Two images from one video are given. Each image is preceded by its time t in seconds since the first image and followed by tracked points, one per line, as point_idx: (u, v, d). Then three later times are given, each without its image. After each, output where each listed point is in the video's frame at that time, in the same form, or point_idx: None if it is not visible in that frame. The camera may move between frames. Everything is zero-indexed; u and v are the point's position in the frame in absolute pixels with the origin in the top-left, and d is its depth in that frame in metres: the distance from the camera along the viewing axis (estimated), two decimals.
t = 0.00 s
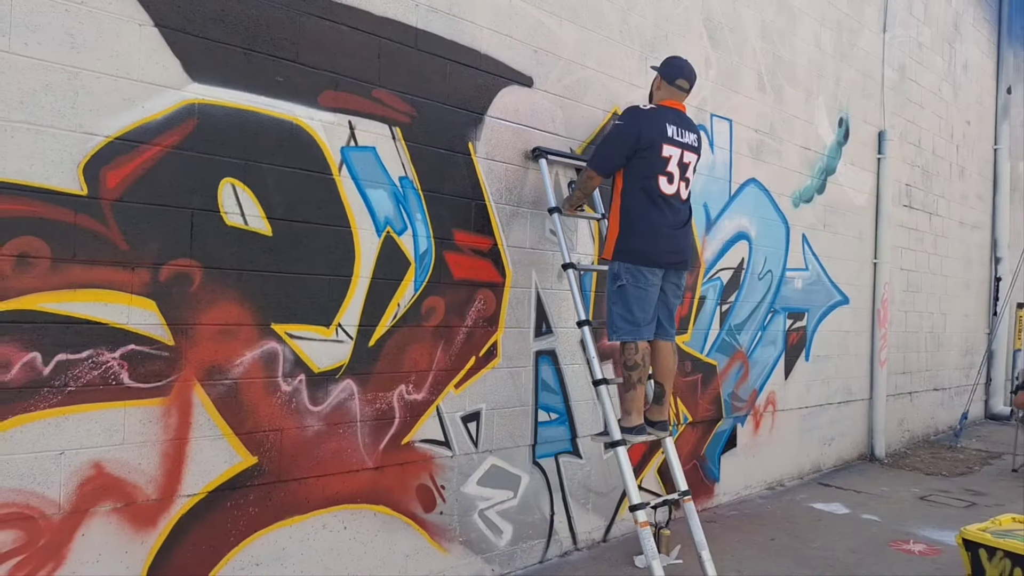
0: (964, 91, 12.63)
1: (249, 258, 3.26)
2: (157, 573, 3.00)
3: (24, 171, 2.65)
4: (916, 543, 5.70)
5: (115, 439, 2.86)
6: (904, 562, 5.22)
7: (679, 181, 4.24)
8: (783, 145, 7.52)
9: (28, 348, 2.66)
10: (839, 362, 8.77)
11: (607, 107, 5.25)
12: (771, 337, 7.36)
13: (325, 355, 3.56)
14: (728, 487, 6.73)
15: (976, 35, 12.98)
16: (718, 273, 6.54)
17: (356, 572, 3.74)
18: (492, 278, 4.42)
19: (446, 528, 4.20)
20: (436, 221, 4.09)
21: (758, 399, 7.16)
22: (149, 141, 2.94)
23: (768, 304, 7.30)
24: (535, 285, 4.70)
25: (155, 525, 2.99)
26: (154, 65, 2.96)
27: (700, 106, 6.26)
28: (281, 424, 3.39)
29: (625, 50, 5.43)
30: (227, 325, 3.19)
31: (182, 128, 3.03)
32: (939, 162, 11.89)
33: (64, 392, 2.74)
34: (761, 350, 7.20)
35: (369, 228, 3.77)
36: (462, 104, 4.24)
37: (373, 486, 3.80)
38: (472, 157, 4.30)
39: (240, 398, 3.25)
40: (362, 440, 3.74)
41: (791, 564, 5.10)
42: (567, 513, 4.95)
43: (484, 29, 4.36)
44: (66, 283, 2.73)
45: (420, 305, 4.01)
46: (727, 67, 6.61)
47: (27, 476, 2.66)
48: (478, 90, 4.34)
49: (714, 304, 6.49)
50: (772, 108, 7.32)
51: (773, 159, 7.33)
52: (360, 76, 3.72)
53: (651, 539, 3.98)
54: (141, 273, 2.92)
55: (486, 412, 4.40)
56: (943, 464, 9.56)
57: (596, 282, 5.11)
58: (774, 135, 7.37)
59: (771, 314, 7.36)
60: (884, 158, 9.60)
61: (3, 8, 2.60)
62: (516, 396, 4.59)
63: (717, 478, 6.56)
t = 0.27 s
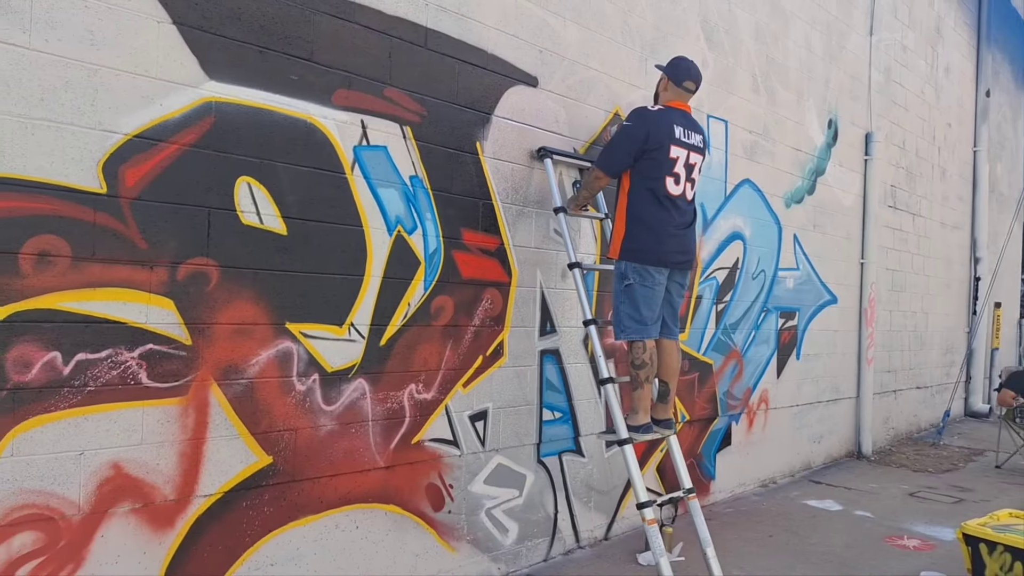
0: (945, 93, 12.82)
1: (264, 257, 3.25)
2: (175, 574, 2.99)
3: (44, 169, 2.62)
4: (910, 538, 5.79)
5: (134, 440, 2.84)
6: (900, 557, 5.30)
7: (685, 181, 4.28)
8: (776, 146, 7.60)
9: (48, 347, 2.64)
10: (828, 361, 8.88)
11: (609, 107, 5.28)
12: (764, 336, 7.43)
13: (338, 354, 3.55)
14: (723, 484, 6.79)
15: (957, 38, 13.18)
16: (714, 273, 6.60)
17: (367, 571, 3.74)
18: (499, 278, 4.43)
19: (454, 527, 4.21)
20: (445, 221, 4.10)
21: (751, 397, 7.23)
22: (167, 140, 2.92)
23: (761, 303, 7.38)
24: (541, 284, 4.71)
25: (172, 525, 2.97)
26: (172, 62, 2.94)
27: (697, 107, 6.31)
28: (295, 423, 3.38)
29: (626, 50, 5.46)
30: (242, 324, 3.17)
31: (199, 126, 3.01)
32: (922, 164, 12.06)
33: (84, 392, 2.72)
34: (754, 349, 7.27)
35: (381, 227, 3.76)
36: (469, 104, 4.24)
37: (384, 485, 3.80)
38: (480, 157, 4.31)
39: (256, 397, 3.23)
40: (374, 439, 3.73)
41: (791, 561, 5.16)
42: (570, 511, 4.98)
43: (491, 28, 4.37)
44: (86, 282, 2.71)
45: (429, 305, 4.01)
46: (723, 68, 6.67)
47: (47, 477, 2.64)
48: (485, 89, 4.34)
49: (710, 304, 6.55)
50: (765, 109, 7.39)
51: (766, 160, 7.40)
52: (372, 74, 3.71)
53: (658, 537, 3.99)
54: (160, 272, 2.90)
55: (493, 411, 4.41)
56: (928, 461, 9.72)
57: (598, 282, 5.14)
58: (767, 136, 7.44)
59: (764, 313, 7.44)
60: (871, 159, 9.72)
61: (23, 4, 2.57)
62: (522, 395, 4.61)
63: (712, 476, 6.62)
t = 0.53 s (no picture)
0: (925, 97, 13.02)
1: (276, 259, 3.23)
2: None
3: (60, 171, 2.59)
4: (902, 536, 5.88)
5: (148, 444, 2.82)
6: (893, 555, 5.39)
7: (688, 184, 4.31)
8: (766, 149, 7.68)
9: (65, 351, 2.61)
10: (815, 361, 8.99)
11: (608, 110, 5.31)
12: (755, 337, 7.51)
13: (348, 357, 3.54)
14: (716, 484, 6.85)
15: (936, 43, 13.39)
16: (707, 274, 6.66)
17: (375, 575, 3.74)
18: (503, 280, 4.45)
19: (459, 529, 4.21)
20: (451, 223, 4.10)
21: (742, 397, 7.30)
22: (182, 142, 2.90)
23: (752, 305, 7.45)
24: (542, 286, 4.73)
25: (186, 530, 2.95)
26: (186, 64, 2.92)
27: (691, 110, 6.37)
28: (306, 427, 3.37)
29: (624, 54, 5.50)
30: (255, 327, 3.16)
31: (213, 128, 2.99)
32: (903, 167, 12.25)
33: (100, 397, 2.69)
34: (746, 350, 7.34)
35: (389, 230, 3.76)
36: (474, 106, 4.25)
37: (392, 488, 3.80)
38: (484, 159, 4.32)
39: (267, 401, 3.22)
40: (382, 442, 3.73)
41: (787, 559, 5.21)
42: (571, 512, 5.00)
43: (494, 31, 4.38)
44: (102, 285, 2.68)
45: (436, 307, 4.02)
46: (716, 72, 6.73)
47: (63, 483, 2.61)
48: (489, 92, 4.35)
49: (703, 305, 6.61)
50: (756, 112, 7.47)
51: (756, 163, 7.48)
52: (380, 77, 3.71)
53: (663, 538, 3.97)
54: (174, 275, 2.88)
55: (497, 412, 4.42)
56: (911, 459, 9.87)
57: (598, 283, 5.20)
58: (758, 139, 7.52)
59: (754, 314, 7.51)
60: (855, 162, 9.86)
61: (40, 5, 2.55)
62: (524, 396, 4.62)
63: (705, 476, 6.68)
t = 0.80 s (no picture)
0: (902, 100, 13.20)
1: (280, 259, 3.18)
2: None
3: (65, 169, 2.53)
4: (890, 534, 5.95)
5: (153, 448, 2.76)
6: (883, 552, 5.45)
7: (687, 185, 4.32)
8: (753, 150, 7.74)
9: (69, 354, 2.55)
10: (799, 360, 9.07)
11: (602, 110, 5.31)
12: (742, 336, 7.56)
13: (350, 358, 3.50)
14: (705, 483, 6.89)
15: (913, 46, 13.58)
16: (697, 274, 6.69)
17: None
18: (501, 280, 4.43)
19: (458, 531, 4.19)
20: (451, 223, 4.07)
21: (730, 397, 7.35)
22: (187, 139, 2.85)
23: (740, 305, 7.50)
24: (540, 287, 4.71)
25: (190, 535, 2.89)
26: (192, 61, 2.87)
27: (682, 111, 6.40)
28: (309, 429, 3.32)
29: (618, 54, 5.50)
30: (259, 328, 3.11)
31: (218, 126, 2.94)
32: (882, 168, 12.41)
33: (105, 400, 2.63)
34: (733, 349, 7.39)
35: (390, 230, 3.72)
36: (474, 105, 4.22)
37: (393, 490, 3.76)
38: (483, 158, 4.29)
39: (271, 403, 3.17)
40: (383, 444, 3.69)
41: (780, 558, 5.25)
42: (567, 512, 4.99)
43: (493, 30, 4.35)
44: (108, 286, 2.62)
45: (436, 307, 3.99)
46: (705, 73, 6.77)
47: (67, 488, 2.55)
48: (488, 91, 4.33)
49: (693, 305, 6.64)
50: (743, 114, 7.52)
51: (744, 164, 7.53)
52: (382, 75, 3.67)
53: (664, 538, 3.93)
54: (179, 275, 2.82)
55: (495, 413, 4.40)
56: (892, 457, 9.99)
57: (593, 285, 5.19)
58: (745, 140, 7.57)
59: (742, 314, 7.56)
60: (837, 163, 9.97)
61: None
62: (522, 397, 4.60)
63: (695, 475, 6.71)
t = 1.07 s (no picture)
0: (880, 102, 13.36)
1: (282, 260, 3.12)
2: None
3: (67, 167, 2.45)
4: (880, 532, 5.99)
5: (156, 454, 2.68)
6: (874, 551, 5.49)
7: (687, 185, 4.31)
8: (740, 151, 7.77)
9: (71, 358, 2.47)
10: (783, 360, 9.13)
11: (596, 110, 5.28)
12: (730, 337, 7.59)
13: (352, 360, 3.44)
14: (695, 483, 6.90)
15: (890, 50, 13.75)
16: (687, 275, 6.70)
17: None
18: (500, 281, 4.38)
19: (458, 536, 4.14)
20: (451, 223, 4.02)
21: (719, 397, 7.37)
22: (190, 137, 2.77)
23: (728, 305, 7.53)
24: (537, 287, 4.68)
25: (193, 543, 2.82)
26: (195, 56, 2.79)
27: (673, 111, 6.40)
28: (311, 434, 3.25)
29: (612, 54, 5.48)
30: (261, 331, 3.04)
31: (221, 123, 2.87)
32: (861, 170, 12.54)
33: (107, 405, 2.55)
34: (722, 349, 7.41)
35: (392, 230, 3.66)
36: (473, 104, 4.18)
37: (394, 495, 3.70)
38: (482, 158, 4.25)
39: (274, 407, 3.10)
40: (384, 448, 3.63)
41: (774, 558, 5.27)
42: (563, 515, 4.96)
43: (492, 28, 4.31)
44: (111, 287, 2.54)
45: (436, 309, 3.93)
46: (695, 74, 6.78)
47: (69, 496, 2.47)
48: (487, 90, 4.28)
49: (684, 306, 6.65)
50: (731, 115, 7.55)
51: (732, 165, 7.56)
52: (384, 73, 3.61)
53: (665, 540, 3.88)
54: (182, 276, 2.75)
55: (494, 416, 4.36)
56: (873, 456, 10.10)
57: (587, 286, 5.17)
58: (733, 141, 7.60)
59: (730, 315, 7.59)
60: (820, 164, 10.05)
61: None
62: (520, 399, 4.56)
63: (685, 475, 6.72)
